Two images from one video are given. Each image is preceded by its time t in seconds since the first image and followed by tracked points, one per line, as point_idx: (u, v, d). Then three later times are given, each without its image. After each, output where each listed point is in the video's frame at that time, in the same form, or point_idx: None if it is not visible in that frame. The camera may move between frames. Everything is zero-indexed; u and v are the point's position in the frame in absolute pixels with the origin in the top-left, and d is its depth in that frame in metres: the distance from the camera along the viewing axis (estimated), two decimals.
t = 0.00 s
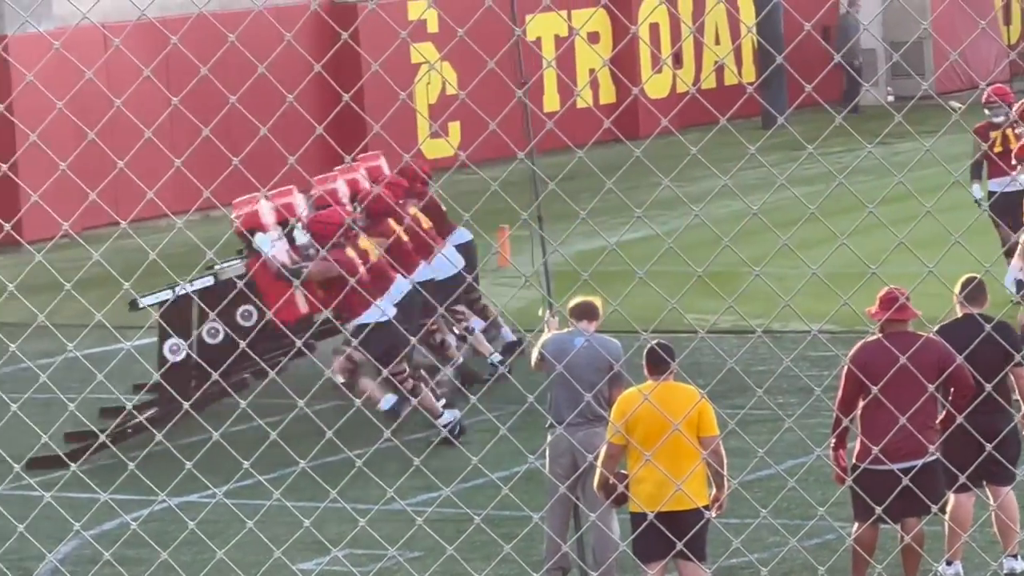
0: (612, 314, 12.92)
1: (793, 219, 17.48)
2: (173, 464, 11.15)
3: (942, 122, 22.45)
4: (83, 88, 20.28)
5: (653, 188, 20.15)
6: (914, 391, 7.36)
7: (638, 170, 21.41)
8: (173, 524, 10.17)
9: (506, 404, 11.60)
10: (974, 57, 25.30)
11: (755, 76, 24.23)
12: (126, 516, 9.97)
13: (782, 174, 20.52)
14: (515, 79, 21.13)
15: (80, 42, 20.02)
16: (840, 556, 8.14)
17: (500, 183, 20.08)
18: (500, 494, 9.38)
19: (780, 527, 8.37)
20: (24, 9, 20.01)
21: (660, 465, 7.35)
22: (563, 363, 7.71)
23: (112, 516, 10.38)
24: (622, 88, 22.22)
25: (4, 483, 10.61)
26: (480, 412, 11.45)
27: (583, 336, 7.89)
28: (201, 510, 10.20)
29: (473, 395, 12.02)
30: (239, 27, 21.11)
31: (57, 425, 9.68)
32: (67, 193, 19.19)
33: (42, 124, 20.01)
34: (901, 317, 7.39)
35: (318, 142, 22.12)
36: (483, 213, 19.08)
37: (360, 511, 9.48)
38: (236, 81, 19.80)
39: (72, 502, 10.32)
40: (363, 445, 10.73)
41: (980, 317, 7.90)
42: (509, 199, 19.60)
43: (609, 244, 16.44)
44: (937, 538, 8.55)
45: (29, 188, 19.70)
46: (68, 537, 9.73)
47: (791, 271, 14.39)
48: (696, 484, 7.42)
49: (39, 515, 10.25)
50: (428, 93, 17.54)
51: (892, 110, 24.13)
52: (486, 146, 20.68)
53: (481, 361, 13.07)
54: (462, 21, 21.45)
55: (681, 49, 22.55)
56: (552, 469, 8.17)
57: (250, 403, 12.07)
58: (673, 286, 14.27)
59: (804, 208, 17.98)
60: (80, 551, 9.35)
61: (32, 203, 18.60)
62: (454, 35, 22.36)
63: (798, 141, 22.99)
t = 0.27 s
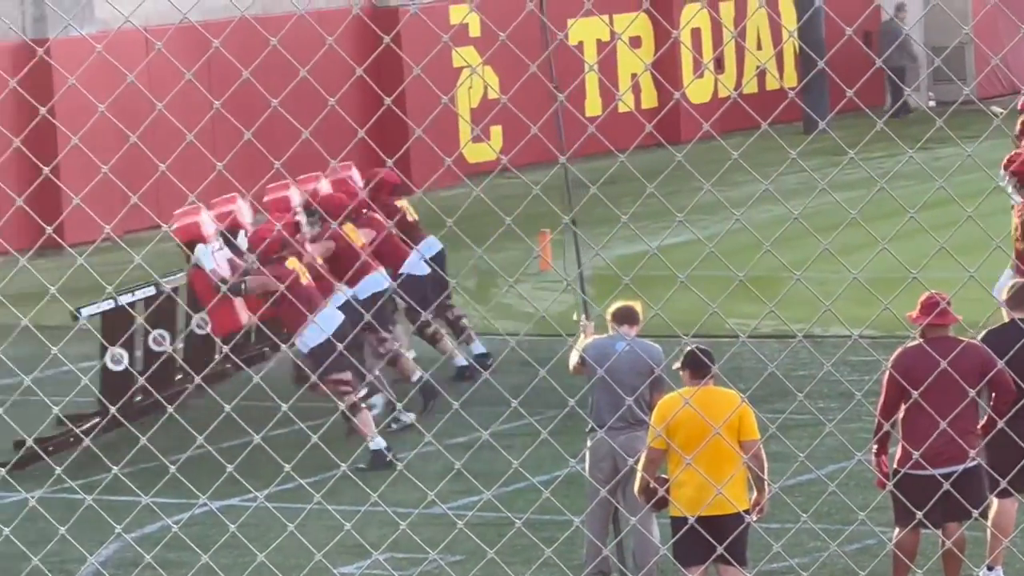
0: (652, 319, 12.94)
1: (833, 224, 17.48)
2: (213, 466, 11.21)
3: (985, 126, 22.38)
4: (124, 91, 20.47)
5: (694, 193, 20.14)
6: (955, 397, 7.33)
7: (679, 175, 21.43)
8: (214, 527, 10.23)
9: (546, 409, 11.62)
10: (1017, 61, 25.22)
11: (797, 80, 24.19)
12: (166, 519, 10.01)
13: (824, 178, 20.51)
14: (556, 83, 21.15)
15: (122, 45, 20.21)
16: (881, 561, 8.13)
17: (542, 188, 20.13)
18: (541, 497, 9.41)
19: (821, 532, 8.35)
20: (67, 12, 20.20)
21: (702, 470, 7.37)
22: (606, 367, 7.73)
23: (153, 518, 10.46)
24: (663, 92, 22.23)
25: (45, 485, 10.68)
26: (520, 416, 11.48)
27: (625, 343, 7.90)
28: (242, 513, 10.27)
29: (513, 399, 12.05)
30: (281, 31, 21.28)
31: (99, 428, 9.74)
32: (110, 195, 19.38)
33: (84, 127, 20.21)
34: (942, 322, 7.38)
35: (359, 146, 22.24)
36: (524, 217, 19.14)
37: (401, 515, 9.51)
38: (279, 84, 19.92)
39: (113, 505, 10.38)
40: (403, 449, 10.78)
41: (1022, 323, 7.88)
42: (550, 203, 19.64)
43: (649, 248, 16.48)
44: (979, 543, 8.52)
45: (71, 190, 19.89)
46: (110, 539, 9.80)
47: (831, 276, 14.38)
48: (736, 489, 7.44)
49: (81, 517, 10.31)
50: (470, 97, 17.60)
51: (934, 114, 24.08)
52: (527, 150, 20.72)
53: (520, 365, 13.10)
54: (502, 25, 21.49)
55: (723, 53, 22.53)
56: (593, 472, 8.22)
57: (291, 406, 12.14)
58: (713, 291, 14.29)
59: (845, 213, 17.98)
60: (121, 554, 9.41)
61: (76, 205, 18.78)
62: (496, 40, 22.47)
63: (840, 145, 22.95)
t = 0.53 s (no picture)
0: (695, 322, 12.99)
1: (877, 227, 17.48)
2: (258, 468, 11.33)
3: None
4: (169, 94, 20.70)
5: (737, 197, 20.15)
6: (999, 401, 7.32)
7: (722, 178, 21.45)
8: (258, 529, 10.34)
9: (590, 412, 11.68)
10: None
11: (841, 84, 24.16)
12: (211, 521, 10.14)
13: (868, 181, 20.49)
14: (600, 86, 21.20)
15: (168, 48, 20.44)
16: (924, 565, 8.15)
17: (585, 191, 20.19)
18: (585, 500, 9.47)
19: (864, 535, 8.36)
20: (113, 16, 20.45)
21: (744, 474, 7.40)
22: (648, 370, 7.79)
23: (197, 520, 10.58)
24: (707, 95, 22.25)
25: (90, 487, 10.82)
26: (564, 419, 11.55)
27: (669, 345, 7.96)
28: (285, 516, 10.38)
29: (556, 402, 12.13)
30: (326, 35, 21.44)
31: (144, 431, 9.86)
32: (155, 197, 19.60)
33: (130, 129, 20.45)
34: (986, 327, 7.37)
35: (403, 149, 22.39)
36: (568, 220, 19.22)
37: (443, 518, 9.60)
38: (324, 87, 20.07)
39: (157, 507, 10.51)
40: (447, 452, 10.86)
41: None
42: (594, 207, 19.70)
43: (692, 252, 16.52)
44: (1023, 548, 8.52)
45: (117, 192, 20.13)
46: (155, 541, 9.92)
47: (874, 279, 14.39)
48: (779, 493, 7.47)
49: (125, 519, 10.45)
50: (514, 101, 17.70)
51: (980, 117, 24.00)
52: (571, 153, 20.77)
53: (564, 368, 13.17)
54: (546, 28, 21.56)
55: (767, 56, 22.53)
56: (635, 477, 8.21)
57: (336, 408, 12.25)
58: (756, 294, 14.32)
59: (888, 216, 17.98)
60: (165, 556, 9.52)
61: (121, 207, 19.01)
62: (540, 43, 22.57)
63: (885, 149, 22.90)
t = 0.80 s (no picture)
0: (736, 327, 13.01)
1: (918, 229, 17.44)
2: (297, 469, 11.42)
3: None
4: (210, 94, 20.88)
5: (777, 199, 20.13)
6: None
7: (762, 181, 21.43)
8: (296, 530, 10.41)
9: (629, 414, 11.72)
10: None
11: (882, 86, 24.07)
12: (250, 522, 10.21)
13: (910, 184, 20.43)
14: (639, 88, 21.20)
15: (208, 49, 20.62)
16: (964, 568, 8.14)
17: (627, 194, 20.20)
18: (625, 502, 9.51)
19: (903, 538, 8.36)
20: (154, 17, 20.63)
21: (784, 476, 7.41)
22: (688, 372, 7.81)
23: (235, 521, 10.65)
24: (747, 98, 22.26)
25: (130, 487, 10.93)
26: (604, 421, 11.59)
27: (710, 347, 7.99)
28: (324, 516, 10.43)
29: (595, 403, 12.16)
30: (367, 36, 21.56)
31: (183, 434, 9.95)
32: (194, 197, 19.77)
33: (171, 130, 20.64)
34: None
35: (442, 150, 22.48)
36: (608, 224, 19.24)
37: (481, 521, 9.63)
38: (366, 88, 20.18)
39: (196, 508, 10.59)
40: (486, 453, 10.93)
41: None
42: (633, 211, 19.70)
43: (731, 254, 16.53)
44: None
45: (157, 192, 20.32)
46: (193, 542, 9.99)
47: (916, 282, 14.36)
48: (819, 496, 7.48)
49: (164, 520, 10.53)
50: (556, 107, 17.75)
51: None
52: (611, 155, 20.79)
53: (603, 370, 13.21)
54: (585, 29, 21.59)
55: (809, 59, 22.51)
56: (675, 479, 8.23)
57: (376, 409, 12.33)
58: (796, 296, 14.33)
59: (930, 219, 17.93)
60: (204, 558, 9.60)
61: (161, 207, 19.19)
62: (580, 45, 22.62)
63: (927, 152, 22.82)
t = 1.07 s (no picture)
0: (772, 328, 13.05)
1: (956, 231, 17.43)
2: (334, 469, 11.51)
3: None
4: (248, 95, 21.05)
5: (814, 201, 20.10)
6: None
7: (800, 182, 21.42)
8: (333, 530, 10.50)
9: (665, 415, 11.75)
10: None
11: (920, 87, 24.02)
12: (287, 523, 10.30)
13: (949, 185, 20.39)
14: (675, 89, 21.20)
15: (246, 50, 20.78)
16: (1000, 570, 8.15)
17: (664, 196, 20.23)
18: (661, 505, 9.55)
19: (940, 540, 8.36)
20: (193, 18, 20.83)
21: (819, 478, 7.43)
22: (724, 371, 7.87)
23: (273, 521, 10.75)
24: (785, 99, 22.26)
25: (168, 488, 11.04)
26: (641, 422, 11.63)
27: (749, 349, 8.01)
28: (361, 517, 10.51)
29: (631, 404, 12.20)
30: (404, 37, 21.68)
31: (221, 435, 10.05)
32: (232, 197, 19.93)
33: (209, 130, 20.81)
34: None
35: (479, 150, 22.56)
36: (644, 226, 19.27)
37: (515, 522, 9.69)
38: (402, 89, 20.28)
39: (234, 508, 10.68)
40: (523, 454, 10.98)
41: None
42: (670, 213, 19.73)
43: (768, 256, 16.56)
44: None
45: (195, 192, 20.47)
46: (231, 542, 10.09)
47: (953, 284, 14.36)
48: (855, 498, 7.49)
49: (203, 520, 10.64)
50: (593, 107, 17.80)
51: None
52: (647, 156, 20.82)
53: (639, 370, 13.24)
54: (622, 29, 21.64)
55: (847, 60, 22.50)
56: (708, 481, 8.22)
57: (412, 410, 12.41)
58: (832, 298, 14.35)
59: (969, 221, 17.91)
60: (241, 558, 9.68)
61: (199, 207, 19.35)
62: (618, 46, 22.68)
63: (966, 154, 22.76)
